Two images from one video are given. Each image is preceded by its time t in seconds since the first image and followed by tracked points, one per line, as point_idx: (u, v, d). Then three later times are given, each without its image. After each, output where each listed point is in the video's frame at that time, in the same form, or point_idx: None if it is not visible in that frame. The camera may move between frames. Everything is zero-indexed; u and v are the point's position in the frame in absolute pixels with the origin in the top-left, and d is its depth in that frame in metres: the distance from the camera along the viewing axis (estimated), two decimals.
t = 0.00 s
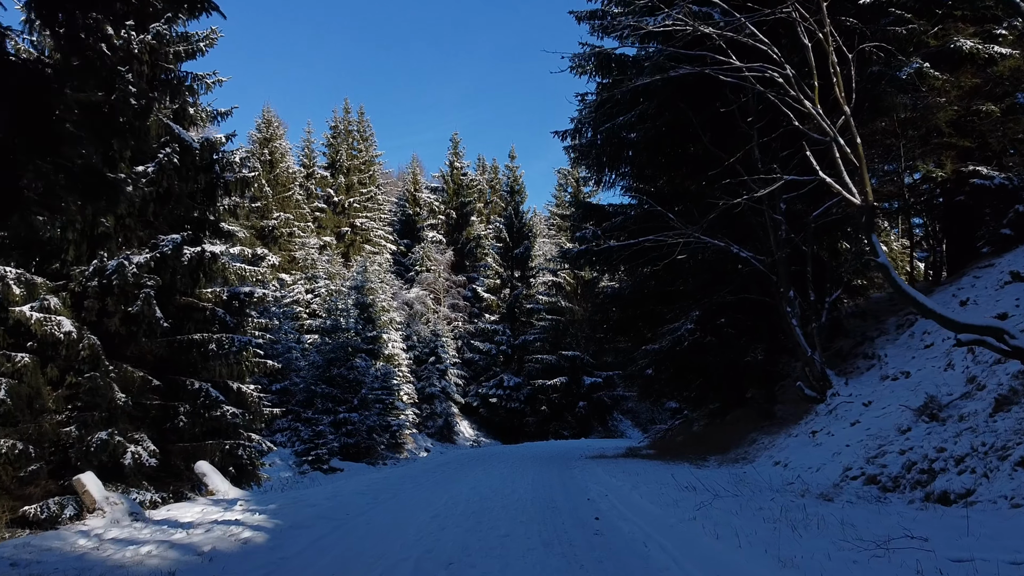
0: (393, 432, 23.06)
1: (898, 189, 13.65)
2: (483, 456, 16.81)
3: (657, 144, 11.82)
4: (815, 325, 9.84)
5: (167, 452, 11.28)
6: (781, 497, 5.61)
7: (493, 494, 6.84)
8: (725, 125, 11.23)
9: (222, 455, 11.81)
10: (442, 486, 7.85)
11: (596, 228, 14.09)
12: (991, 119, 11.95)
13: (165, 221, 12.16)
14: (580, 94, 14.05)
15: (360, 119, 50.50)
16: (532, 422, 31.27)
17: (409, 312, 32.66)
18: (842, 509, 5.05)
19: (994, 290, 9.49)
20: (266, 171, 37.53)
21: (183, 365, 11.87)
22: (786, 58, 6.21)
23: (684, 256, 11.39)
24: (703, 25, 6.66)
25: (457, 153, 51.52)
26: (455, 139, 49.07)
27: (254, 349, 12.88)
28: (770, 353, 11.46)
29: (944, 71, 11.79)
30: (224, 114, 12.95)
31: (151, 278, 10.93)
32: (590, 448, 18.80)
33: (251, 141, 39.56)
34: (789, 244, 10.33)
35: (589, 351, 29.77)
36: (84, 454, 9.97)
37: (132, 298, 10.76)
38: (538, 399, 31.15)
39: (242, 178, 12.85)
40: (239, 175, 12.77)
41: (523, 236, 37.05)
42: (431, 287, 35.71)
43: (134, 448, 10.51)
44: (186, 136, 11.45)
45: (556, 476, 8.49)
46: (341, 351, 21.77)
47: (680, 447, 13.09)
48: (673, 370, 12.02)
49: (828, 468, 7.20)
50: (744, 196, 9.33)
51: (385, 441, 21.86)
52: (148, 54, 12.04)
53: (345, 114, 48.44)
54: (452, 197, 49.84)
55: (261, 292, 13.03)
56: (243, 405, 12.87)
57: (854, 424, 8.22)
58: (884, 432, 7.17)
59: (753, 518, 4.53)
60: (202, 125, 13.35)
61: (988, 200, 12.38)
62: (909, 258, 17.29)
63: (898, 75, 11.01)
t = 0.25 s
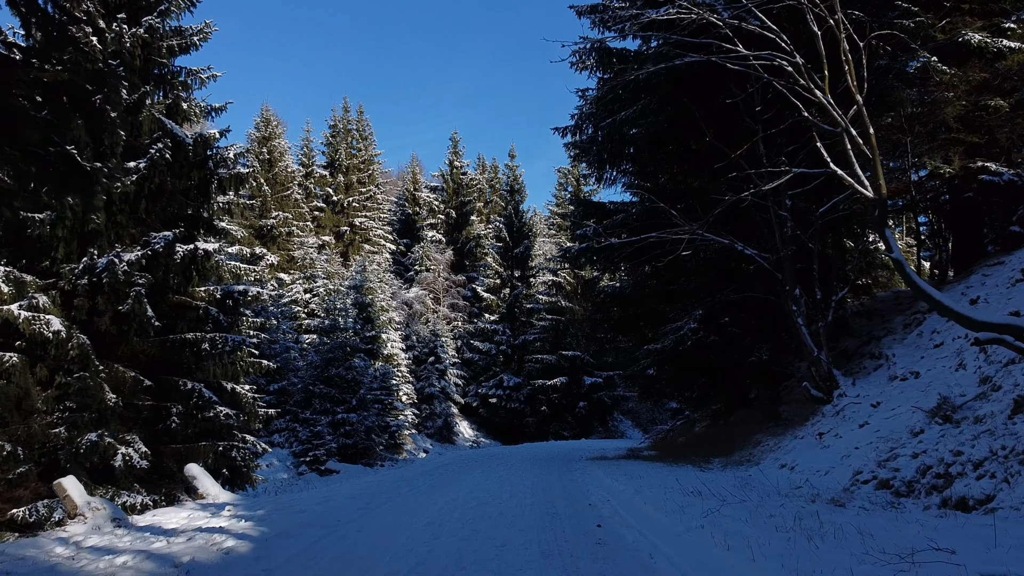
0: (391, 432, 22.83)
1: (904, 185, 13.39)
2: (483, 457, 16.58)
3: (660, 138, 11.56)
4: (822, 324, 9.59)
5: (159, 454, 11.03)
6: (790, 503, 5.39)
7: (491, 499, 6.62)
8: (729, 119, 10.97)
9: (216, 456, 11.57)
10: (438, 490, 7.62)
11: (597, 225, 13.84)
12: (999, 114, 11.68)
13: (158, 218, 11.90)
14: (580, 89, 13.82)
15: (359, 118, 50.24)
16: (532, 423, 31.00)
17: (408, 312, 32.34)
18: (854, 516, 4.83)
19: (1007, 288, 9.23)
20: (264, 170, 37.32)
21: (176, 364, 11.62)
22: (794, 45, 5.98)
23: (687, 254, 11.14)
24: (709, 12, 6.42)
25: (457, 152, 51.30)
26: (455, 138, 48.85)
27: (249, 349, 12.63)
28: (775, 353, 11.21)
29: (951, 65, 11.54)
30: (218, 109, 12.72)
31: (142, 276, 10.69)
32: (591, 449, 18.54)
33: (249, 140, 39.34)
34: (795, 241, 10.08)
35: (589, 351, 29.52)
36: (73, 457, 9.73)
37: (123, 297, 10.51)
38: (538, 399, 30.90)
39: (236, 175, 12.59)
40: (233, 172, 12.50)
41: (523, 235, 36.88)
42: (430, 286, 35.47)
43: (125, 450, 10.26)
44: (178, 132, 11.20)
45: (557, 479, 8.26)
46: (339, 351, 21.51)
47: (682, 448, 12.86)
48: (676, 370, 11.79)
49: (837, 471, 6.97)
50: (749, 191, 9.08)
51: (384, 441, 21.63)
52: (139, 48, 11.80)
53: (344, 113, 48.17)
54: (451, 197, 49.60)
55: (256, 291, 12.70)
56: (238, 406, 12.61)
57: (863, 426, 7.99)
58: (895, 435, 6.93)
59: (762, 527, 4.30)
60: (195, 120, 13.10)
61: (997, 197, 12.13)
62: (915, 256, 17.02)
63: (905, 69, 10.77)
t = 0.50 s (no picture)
0: (391, 433, 22.60)
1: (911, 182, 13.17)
2: (482, 459, 16.35)
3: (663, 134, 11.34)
4: (829, 323, 9.36)
5: (152, 456, 10.79)
6: (802, 510, 5.16)
7: (490, 504, 6.39)
8: (734, 113, 10.75)
9: (210, 458, 11.33)
10: (436, 495, 7.39)
11: (600, 222, 13.59)
12: (1009, 109, 11.45)
13: (152, 216, 11.81)
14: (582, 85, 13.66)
15: (359, 117, 49.99)
16: (532, 423, 30.76)
17: (407, 312, 32.05)
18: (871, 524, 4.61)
19: (1021, 286, 8.99)
20: (263, 169, 37.10)
21: (169, 364, 11.39)
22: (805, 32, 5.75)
23: (691, 251, 10.90)
24: None
25: (457, 151, 51.05)
26: (455, 137, 48.57)
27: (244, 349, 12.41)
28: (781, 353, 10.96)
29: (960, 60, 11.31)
30: (212, 105, 12.51)
31: (134, 274, 10.45)
32: (593, 450, 18.33)
33: (248, 139, 39.10)
34: (801, 238, 9.87)
35: (590, 351, 29.30)
36: (63, 459, 9.48)
37: (114, 295, 10.27)
38: (538, 399, 30.66)
39: (230, 171, 12.34)
40: (228, 168, 12.23)
41: (523, 234, 36.58)
42: (430, 286, 35.23)
43: (116, 452, 10.01)
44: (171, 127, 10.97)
45: (557, 483, 8.04)
46: (337, 351, 21.26)
47: (685, 450, 12.63)
48: (680, 370, 11.56)
49: (848, 476, 6.74)
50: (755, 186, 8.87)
51: (383, 441, 21.38)
52: (132, 42, 11.57)
53: (344, 112, 47.92)
54: (451, 196, 49.36)
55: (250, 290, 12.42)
56: (232, 407, 12.38)
57: (873, 428, 7.77)
58: (908, 437, 6.72)
59: (775, 538, 4.07)
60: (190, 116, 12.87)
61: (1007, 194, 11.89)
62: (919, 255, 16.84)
63: (914, 63, 10.54)
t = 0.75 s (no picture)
0: (390, 434, 22.39)
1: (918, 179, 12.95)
2: (481, 460, 16.13)
3: (667, 129, 11.11)
4: (837, 322, 9.13)
5: (145, 459, 10.55)
6: (816, 517, 4.93)
7: (490, 510, 6.17)
8: (740, 107, 10.51)
9: (204, 461, 11.09)
10: (434, 499, 7.17)
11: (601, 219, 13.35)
12: (1019, 104, 11.24)
13: (144, 213, 11.57)
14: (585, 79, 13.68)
15: (358, 116, 49.75)
16: (532, 424, 30.54)
17: (406, 311, 31.78)
18: (889, 532, 4.38)
19: None
20: (262, 168, 36.86)
21: (162, 364, 11.15)
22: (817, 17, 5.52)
23: (695, 249, 10.66)
24: None
25: (456, 150, 50.80)
26: (455, 136, 48.32)
27: (239, 348, 12.19)
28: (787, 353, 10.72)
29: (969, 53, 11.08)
30: (207, 100, 12.28)
31: (125, 272, 10.21)
32: (594, 451, 18.15)
33: (247, 138, 38.87)
34: (809, 235, 9.62)
35: (590, 351, 29.11)
36: (53, 461, 9.24)
37: (105, 294, 10.02)
38: (538, 400, 30.43)
39: (225, 167, 12.12)
40: (223, 164, 11.99)
41: (523, 234, 36.30)
42: (429, 286, 34.99)
43: (107, 454, 9.76)
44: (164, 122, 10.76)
45: (559, 486, 7.82)
46: (336, 351, 21.03)
47: (688, 451, 12.39)
48: (684, 370, 11.31)
49: (860, 480, 6.52)
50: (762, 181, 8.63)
51: (382, 442, 21.14)
52: (124, 35, 11.34)
53: (343, 111, 47.70)
54: (451, 195, 49.10)
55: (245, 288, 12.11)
56: (227, 408, 12.14)
57: (885, 430, 7.54)
58: (923, 441, 6.49)
59: (791, 548, 3.85)
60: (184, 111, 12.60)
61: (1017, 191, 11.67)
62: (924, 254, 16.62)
63: (923, 56, 10.31)
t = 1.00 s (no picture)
0: (389, 434, 22.15)
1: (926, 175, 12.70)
2: (480, 461, 15.91)
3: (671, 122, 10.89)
4: (846, 321, 8.89)
5: (137, 460, 10.31)
6: (832, 524, 4.71)
7: (490, 515, 5.95)
8: (746, 101, 10.29)
9: (197, 462, 10.85)
10: (433, 503, 6.98)
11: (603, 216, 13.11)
12: None
13: (137, 210, 11.32)
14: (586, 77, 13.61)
15: (358, 115, 49.49)
16: (533, 424, 30.33)
17: (406, 311, 31.47)
18: (912, 540, 4.17)
19: None
20: (260, 167, 36.59)
21: (155, 364, 10.91)
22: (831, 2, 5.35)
23: (699, 246, 10.42)
24: None
25: (456, 149, 50.56)
26: (455, 135, 48.08)
27: (234, 347, 11.97)
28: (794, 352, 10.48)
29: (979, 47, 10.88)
30: (202, 94, 12.06)
31: (117, 269, 9.95)
32: (594, 452, 17.97)
33: (245, 136, 38.60)
34: (817, 231, 9.39)
35: (591, 351, 28.89)
36: (42, 463, 8.97)
37: (96, 292, 9.77)
38: (538, 400, 30.20)
39: (220, 163, 11.86)
40: (218, 160, 11.77)
41: (523, 233, 36.02)
42: (429, 285, 34.75)
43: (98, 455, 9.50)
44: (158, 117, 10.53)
45: (561, 489, 7.64)
46: (335, 351, 20.80)
47: (691, 453, 12.17)
48: (688, 370, 11.07)
49: (874, 483, 6.30)
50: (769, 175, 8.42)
51: (381, 443, 20.90)
52: (117, 27, 11.11)
53: (343, 109, 47.39)
54: (450, 194, 48.85)
55: (240, 286, 12.04)
56: (221, 409, 11.91)
57: (896, 431, 7.32)
58: (938, 443, 6.28)
59: (811, 559, 3.63)
60: (178, 106, 12.34)
61: None
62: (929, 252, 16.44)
63: (932, 49, 10.11)
